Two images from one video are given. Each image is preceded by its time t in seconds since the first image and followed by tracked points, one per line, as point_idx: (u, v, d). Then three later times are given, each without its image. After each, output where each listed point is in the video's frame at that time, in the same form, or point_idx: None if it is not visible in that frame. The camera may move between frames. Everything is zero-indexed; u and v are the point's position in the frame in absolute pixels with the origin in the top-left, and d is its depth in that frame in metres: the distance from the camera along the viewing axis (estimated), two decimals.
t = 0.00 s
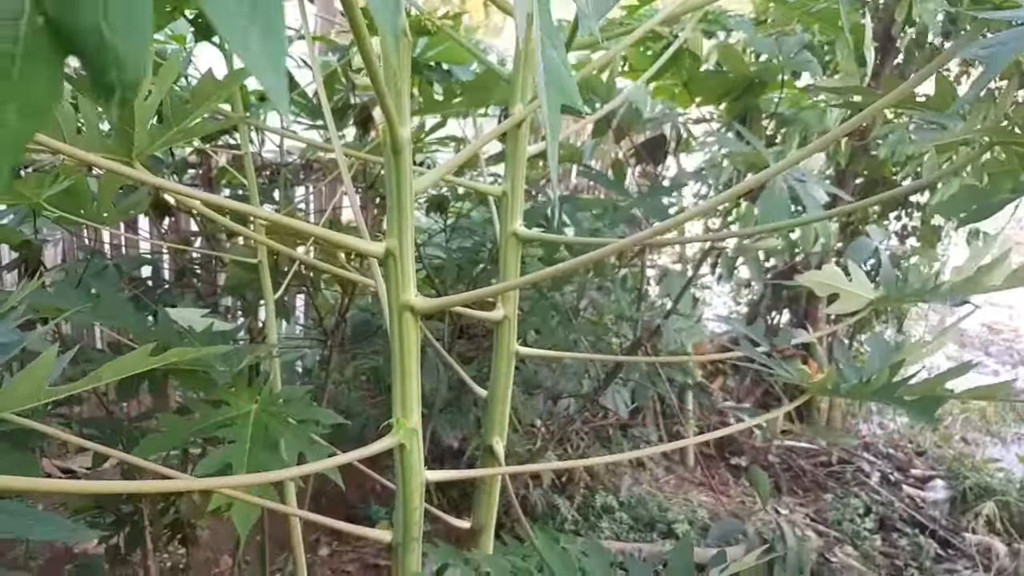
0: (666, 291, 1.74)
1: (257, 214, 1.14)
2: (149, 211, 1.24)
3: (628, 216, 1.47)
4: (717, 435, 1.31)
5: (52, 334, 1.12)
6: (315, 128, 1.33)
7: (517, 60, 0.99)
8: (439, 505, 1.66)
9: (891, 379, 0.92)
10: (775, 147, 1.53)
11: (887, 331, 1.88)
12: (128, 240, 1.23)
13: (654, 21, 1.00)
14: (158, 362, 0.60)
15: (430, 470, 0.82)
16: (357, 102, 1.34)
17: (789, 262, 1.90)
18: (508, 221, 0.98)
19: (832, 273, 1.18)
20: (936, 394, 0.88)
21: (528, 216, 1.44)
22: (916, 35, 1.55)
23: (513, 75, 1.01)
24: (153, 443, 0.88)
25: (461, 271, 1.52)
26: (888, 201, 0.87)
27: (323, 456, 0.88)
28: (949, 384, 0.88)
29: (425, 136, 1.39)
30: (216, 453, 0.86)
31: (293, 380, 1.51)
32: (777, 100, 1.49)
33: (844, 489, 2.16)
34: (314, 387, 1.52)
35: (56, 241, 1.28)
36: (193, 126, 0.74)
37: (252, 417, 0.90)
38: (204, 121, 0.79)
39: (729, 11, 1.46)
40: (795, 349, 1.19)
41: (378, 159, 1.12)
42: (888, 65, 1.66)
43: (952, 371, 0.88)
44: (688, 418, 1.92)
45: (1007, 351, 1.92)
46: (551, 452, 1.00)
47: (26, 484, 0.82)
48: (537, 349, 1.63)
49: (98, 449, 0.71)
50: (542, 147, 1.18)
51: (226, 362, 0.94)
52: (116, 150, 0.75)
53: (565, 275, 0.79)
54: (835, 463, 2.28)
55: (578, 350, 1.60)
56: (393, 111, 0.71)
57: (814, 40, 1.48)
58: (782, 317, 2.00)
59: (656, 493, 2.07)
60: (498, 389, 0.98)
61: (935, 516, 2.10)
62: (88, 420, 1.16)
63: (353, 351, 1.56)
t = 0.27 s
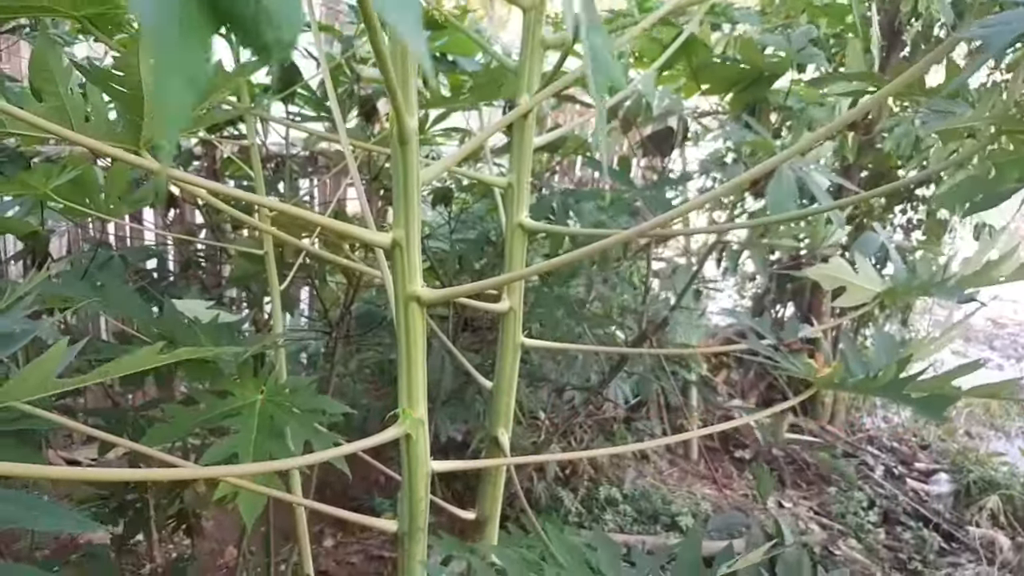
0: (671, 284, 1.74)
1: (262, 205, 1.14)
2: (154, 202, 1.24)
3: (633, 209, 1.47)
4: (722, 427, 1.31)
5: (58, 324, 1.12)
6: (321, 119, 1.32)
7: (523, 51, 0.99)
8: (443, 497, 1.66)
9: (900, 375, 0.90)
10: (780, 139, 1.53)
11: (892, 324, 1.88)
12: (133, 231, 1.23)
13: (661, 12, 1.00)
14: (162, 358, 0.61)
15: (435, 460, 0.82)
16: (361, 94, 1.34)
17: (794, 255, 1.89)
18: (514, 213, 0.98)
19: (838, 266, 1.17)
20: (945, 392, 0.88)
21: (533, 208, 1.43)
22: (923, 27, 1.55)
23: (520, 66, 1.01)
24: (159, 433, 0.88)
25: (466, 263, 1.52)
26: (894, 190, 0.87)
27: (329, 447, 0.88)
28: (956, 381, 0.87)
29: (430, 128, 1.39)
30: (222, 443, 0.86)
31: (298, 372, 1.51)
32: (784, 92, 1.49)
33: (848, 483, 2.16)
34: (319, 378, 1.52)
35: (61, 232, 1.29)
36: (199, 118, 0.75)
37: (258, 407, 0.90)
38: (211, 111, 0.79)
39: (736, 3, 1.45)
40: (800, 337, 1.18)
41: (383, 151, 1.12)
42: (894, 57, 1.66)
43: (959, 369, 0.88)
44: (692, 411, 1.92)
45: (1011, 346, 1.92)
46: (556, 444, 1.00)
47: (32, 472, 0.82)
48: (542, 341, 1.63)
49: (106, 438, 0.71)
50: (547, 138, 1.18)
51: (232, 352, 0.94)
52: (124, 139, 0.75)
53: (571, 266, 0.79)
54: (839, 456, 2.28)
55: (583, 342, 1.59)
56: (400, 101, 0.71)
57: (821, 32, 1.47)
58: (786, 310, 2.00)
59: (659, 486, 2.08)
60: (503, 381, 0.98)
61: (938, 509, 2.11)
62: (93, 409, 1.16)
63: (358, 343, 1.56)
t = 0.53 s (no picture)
0: (673, 276, 1.74)
1: (266, 195, 1.14)
2: (157, 192, 1.24)
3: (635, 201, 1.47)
4: (724, 418, 1.31)
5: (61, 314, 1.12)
6: (324, 111, 1.32)
7: (527, 40, 0.99)
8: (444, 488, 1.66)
9: (903, 369, 0.90)
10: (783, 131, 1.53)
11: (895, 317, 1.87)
12: (136, 221, 1.23)
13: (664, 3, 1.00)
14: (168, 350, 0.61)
15: (439, 450, 0.82)
16: (364, 85, 1.34)
17: (795, 248, 1.90)
18: (518, 204, 0.98)
19: (842, 258, 1.17)
20: (947, 388, 0.87)
21: (536, 200, 1.43)
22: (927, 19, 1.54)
23: (523, 56, 1.01)
24: (162, 424, 0.88)
25: (469, 256, 1.52)
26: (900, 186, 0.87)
27: (332, 436, 0.88)
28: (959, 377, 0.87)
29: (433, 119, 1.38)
30: (226, 433, 0.86)
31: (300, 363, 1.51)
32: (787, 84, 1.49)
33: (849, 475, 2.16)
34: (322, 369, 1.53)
35: (63, 224, 1.28)
36: (206, 109, 0.74)
37: (262, 397, 0.90)
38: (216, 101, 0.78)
39: None
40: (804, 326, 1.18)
41: (386, 142, 1.12)
42: (898, 49, 1.65)
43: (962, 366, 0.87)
44: (694, 404, 1.93)
45: (1013, 339, 1.93)
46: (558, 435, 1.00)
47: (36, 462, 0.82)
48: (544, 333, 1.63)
49: (113, 430, 0.72)
50: (551, 130, 1.18)
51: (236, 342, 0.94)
52: (127, 127, 0.75)
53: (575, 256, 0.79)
54: (839, 448, 2.29)
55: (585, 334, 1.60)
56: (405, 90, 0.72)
57: (824, 24, 1.47)
58: (788, 303, 2.01)
59: (661, 478, 2.08)
60: (506, 372, 0.98)
61: (939, 502, 2.13)
62: (97, 400, 1.16)
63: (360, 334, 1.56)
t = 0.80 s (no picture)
0: (673, 269, 1.74)
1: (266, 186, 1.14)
2: (158, 183, 1.24)
3: (635, 194, 1.47)
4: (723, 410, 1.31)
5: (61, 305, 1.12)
6: (324, 102, 1.32)
7: (527, 31, 0.99)
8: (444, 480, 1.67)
9: (903, 364, 0.90)
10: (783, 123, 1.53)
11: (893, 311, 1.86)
12: (136, 212, 1.23)
13: None
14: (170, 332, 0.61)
15: (438, 441, 0.82)
16: (364, 76, 1.34)
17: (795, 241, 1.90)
18: (518, 195, 0.98)
19: (843, 253, 1.16)
20: (947, 382, 0.87)
21: (536, 193, 1.43)
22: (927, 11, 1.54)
23: (523, 48, 1.01)
24: (162, 414, 0.88)
25: (468, 248, 1.52)
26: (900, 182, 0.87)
27: (332, 426, 0.89)
28: (959, 372, 0.86)
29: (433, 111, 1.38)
30: (227, 423, 0.86)
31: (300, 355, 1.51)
32: (786, 77, 1.49)
33: (848, 468, 2.17)
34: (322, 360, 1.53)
35: (64, 215, 1.28)
36: (208, 100, 0.74)
37: (262, 387, 0.90)
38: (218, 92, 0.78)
39: None
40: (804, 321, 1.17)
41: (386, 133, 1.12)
42: (898, 41, 1.65)
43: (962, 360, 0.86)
44: (693, 396, 1.93)
45: (1012, 333, 1.93)
46: (557, 427, 1.00)
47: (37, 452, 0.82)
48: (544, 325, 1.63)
49: (116, 420, 0.72)
50: (551, 122, 1.18)
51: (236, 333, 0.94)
52: (128, 118, 0.75)
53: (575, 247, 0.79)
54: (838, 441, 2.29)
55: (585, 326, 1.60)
56: (405, 80, 0.72)
57: (824, 16, 1.47)
58: (787, 296, 2.01)
59: (659, 471, 2.09)
60: (505, 363, 0.98)
61: (938, 494, 2.15)
62: (97, 391, 1.17)
63: (360, 326, 1.56)
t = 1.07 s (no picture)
0: (673, 260, 1.74)
1: (266, 175, 1.14)
2: (157, 173, 1.23)
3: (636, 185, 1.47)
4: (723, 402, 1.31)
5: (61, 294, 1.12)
6: (323, 92, 1.32)
7: (528, 20, 0.98)
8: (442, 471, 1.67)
9: (905, 356, 0.89)
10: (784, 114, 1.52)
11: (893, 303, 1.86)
12: (135, 202, 1.23)
13: None
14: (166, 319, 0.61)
15: (438, 430, 0.82)
16: (364, 66, 1.33)
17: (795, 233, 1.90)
18: (518, 184, 0.98)
19: (845, 244, 1.16)
20: (948, 377, 0.87)
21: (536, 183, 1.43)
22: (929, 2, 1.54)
23: (524, 37, 1.00)
24: (162, 403, 0.88)
25: (469, 238, 1.52)
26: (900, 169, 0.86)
27: (333, 416, 0.88)
28: (961, 365, 0.86)
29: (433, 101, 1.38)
30: (227, 412, 0.86)
31: (299, 345, 1.51)
32: (788, 68, 1.48)
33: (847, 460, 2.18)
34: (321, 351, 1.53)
35: (63, 204, 1.28)
36: (208, 90, 0.74)
37: (262, 376, 0.90)
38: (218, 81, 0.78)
39: None
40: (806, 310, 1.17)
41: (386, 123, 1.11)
42: (900, 33, 1.64)
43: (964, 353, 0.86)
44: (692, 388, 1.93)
45: (1011, 326, 1.94)
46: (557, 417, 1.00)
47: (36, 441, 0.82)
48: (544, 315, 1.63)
49: (116, 408, 0.72)
50: (552, 111, 1.18)
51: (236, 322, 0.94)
52: (127, 106, 0.75)
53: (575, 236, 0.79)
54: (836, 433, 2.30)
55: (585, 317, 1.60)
56: (406, 67, 0.72)
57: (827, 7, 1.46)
58: (787, 288, 2.01)
59: (659, 462, 2.09)
60: (505, 354, 0.98)
61: (936, 485, 2.17)
62: (96, 380, 1.16)
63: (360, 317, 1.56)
